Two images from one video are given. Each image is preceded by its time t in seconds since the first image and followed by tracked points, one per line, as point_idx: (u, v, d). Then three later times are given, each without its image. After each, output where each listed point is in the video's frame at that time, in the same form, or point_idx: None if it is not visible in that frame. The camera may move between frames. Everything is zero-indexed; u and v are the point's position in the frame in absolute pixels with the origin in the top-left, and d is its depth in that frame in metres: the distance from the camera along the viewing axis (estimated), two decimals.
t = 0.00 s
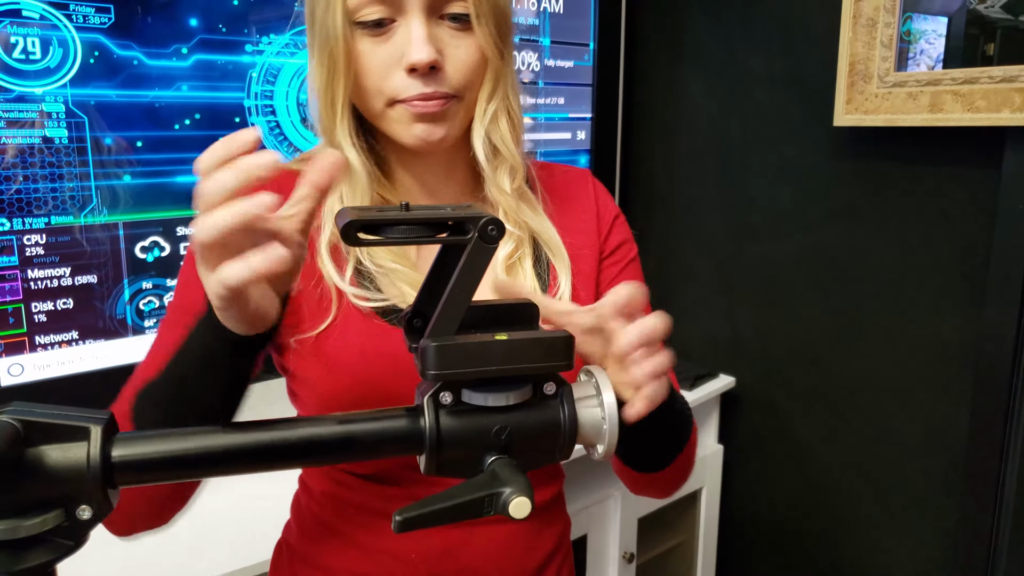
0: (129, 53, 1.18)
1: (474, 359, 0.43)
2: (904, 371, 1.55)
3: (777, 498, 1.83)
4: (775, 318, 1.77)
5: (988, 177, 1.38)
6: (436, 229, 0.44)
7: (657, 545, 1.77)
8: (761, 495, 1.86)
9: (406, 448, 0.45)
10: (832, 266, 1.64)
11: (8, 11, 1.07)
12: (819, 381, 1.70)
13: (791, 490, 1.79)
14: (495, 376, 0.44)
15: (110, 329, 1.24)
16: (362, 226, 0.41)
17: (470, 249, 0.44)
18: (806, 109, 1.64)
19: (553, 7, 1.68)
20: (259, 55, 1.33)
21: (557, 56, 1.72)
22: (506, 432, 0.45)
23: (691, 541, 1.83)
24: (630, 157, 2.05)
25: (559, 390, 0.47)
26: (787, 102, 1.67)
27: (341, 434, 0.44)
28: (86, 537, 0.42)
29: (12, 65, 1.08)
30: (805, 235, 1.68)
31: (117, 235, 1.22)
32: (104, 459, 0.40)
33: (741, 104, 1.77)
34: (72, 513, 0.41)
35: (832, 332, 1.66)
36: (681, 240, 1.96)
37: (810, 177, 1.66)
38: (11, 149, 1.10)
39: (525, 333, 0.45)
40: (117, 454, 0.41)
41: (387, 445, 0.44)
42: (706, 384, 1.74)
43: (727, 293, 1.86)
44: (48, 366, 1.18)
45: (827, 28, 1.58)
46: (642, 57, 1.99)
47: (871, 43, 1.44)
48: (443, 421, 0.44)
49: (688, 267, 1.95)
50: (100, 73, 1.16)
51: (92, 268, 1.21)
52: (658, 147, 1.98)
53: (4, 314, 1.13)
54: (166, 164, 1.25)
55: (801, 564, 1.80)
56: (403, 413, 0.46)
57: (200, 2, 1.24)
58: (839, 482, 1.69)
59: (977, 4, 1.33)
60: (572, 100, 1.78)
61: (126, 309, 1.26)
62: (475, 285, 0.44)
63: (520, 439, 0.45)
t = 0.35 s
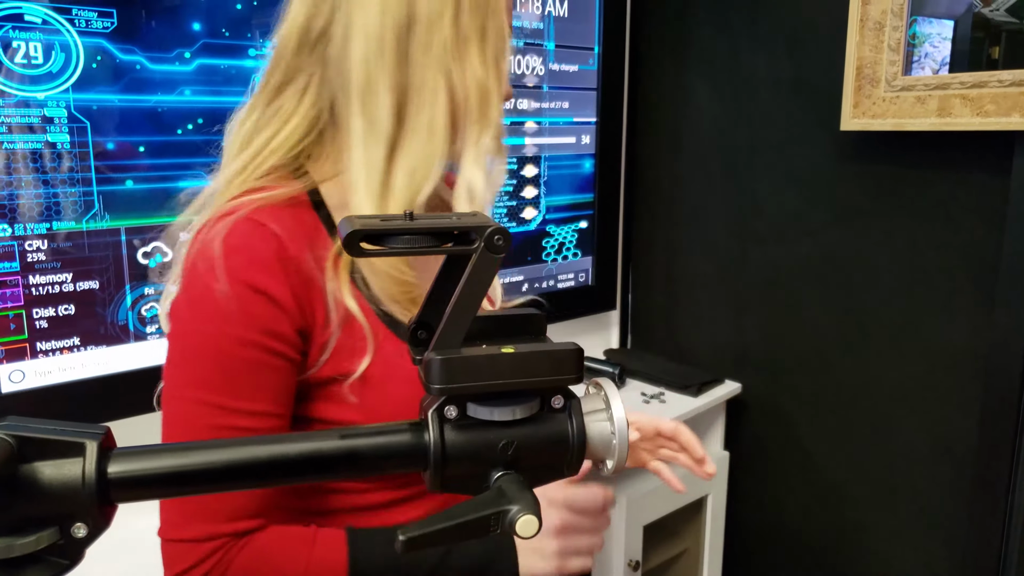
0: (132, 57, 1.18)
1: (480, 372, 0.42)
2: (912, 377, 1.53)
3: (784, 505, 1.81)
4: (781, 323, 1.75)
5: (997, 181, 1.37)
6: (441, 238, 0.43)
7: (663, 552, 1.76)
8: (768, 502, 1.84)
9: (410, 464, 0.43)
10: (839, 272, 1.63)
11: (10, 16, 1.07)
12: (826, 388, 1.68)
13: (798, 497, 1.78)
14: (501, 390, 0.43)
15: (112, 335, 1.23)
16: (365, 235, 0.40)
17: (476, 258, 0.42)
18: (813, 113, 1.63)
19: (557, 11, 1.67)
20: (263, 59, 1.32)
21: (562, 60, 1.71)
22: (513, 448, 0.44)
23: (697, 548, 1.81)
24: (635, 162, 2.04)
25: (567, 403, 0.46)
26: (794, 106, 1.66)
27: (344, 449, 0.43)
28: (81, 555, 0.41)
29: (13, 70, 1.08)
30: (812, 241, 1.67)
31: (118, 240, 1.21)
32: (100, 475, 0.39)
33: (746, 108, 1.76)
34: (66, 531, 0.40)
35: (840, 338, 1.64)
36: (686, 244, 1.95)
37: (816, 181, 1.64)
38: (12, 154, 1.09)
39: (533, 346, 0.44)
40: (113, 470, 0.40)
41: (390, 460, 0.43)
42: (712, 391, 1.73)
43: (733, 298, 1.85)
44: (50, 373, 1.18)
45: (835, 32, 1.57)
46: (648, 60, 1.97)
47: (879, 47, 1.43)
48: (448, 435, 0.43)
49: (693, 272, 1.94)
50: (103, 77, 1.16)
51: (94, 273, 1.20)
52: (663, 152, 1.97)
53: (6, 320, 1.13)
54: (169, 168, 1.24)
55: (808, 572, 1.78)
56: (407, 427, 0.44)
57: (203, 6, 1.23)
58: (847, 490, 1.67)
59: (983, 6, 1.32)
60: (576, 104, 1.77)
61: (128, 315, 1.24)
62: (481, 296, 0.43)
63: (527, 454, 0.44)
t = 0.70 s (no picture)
0: (138, 64, 1.18)
1: (488, 386, 0.42)
2: (922, 386, 1.52)
3: (792, 513, 1.80)
4: (789, 330, 1.74)
5: (1006, 188, 1.36)
6: (449, 249, 0.42)
7: (670, 560, 1.74)
8: (776, 510, 1.83)
9: (416, 478, 0.43)
10: (847, 279, 1.62)
11: (17, 23, 1.07)
12: (834, 395, 1.67)
13: (806, 505, 1.76)
14: (509, 404, 0.42)
15: (118, 342, 1.23)
16: (373, 245, 0.40)
17: (485, 270, 0.42)
18: (820, 119, 1.62)
19: (563, 17, 1.68)
20: (269, 66, 1.31)
21: (568, 66, 1.71)
22: (520, 461, 0.43)
23: (704, 556, 1.80)
24: (640, 167, 2.03)
25: (576, 416, 0.45)
26: (800, 111, 1.65)
27: (349, 461, 0.42)
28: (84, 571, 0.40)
29: (20, 77, 1.08)
30: (820, 247, 1.66)
31: (124, 247, 1.21)
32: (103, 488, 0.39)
33: (753, 113, 1.75)
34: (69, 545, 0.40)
35: (848, 345, 1.63)
36: (693, 250, 1.94)
37: (823, 187, 1.64)
38: (18, 161, 1.09)
39: (541, 358, 0.44)
40: (117, 483, 0.40)
41: (397, 472, 0.43)
42: (718, 398, 1.72)
43: (740, 305, 1.84)
44: (56, 380, 1.18)
45: (842, 38, 1.56)
46: (654, 67, 1.97)
47: (887, 53, 1.42)
48: (455, 449, 0.43)
49: (700, 278, 1.93)
50: (109, 84, 1.16)
51: (100, 280, 1.20)
52: (669, 158, 1.96)
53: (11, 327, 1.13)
54: (174, 175, 1.23)
55: None
56: (413, 440, 0.44)
57: (210, 13, 1.23)
58: (856, 498, 1.66)
59: (989, 11, 1.33)
60: (582, 110, 1.77)
61: (134, 322, 1.24)
62: (489, 308, 0.43)
63: (534, 468, 0.43)
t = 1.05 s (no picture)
0: (153, 74, 1.19)
1: (510, 405, 0.42)
2: (934, 395, 1.51)
3: (802, 523, 1.79)
4: (799, 339, 1.74)
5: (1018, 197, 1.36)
6: (468, 267, 0.43)
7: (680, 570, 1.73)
8: (786, 520, 1.82)
9: (438, 496, 0.43)
10: (858, 289, 1.61)
11: (33, 33, 1.08)
12: (845, 404, 1.66)
13: (817, 515, 1.75)
14: (532, 423, 0.42)
15: (131, 350, 1.23)
16: (396, 263, 0.40)
17: (507, 287, 0.42)
18: (831, 128, 1.62)
19: (574, 26, 1.72)
20: (282, 76, 1.32)
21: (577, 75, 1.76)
22: (541, 479, 0.43)
23: (714, 566, 1.79)
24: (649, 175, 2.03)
25: (597, 434, 0.45)
26: (811, 120, 1.65)
27: (371, 478, 0.42)
28: None
29: (37, 87, 1.09)
30: (830, 256, 1.65)
31: (138, 255, 1.21)
32: (127, 506, 0.39)
33: (762, 122, 1.75)
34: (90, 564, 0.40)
35: (859, 355, 1.62)
36: (701, 258, 1.94)
37: (833, 196, 1.63)
38: (33, 170, 1.10)
39: (563, 377, 0.44)
40: (140, 501, 0.40)
41: (419, 489, 0.43)
42: (729, 407, 1.71)
43: (749, 313, 1.84)
44: (68, 388, 1.18)
45: (853, 47, 1.56)
46: (663, 76, 1.97)
47: (898, 62, 1.41)
48: (476, 467, 0.43)
49: (708, 286, 1.93)
50: (124, 94, 1.17)
51: (114, 289, 1.20)
52: (677, 166, 1.96)
53: (26, 336, 1.13)
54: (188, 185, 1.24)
55: None
56: (432, 457, 0.44)
57: (224, 24, 1.24)
58: (867, 508, 1.65)
59: (997, 19, 1.35)
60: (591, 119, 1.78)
61: (148, 330, 1.24)
62: (511, 326, 0.42)
63: (557, 486, 0.44)
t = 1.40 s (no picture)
0: (173, 78, 1.19)
1: (564, 409, 0.41)
2: (955, 400, 1.50)
3: (820, 529, 1.77)
4: (818, 344, 1.72)
5: None
6: (518, 269, 0.42)
7: None
8: (804, 526, 1.81)
9: (487, 501, 0.42)
10: (878, 294, 1.60)
11: (55, 38, 1.09)
12: (864, 410, 1.65)
13: (836, 522, 1.74)
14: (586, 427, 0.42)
15: (151, 355, 1.22)
16: (449, 265, 0.39)
17: (559, 289, 0.42)
18: (850, 132, 1.61)
19: (590, 31, 1.72)
20: (301, 80, 1.32)
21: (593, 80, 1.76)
22: (592, 485, 0.43)
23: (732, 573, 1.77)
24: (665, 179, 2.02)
25: (648, 439, 0.44)
26: (829, 124, 1.65)
27: (419, 483, 0.42)
28: None
29: (59, 91, 1.09)
30: (849, 260, 1.64)
31: (158, 260, 1.21)
32: (175, 511, 0.39)
33: (779, 127, 1.75)
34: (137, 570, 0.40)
35: (879, 361, 1.61)
36: (718, 262, 1.93)
37: (852, 200, 1.62)
38: (54, 174, 1.10)
39: (616, 381, 0.43)
40: (188, 507, 0.39)
41: (468, 494, 0.42)
42: (746, 412, 1.70)
43: (767, 318, 1.83)
44: (87, 392, 1.17)
45: (872, 51, 1.56)
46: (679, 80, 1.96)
47: (919, 66, 1.41)
48: (527, 471, 0.42)
49: (725, 290, 1.92)
50: (145, 98, 1.16)
51: (133, 293, 1.19)
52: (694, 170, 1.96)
53: (46, 340, 1.13)
54: (208, 190, 1.23)
55: None
56: (478, 462, 0.43)
57: (244, 28, 1.24)
58: (887, 514, 1.64)
59: (1007, 25, 1.35)
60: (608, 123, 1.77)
61: (167, 334, 1.23)
62: (565, 328, 0.42)
63: (609, 492, 0.43)
